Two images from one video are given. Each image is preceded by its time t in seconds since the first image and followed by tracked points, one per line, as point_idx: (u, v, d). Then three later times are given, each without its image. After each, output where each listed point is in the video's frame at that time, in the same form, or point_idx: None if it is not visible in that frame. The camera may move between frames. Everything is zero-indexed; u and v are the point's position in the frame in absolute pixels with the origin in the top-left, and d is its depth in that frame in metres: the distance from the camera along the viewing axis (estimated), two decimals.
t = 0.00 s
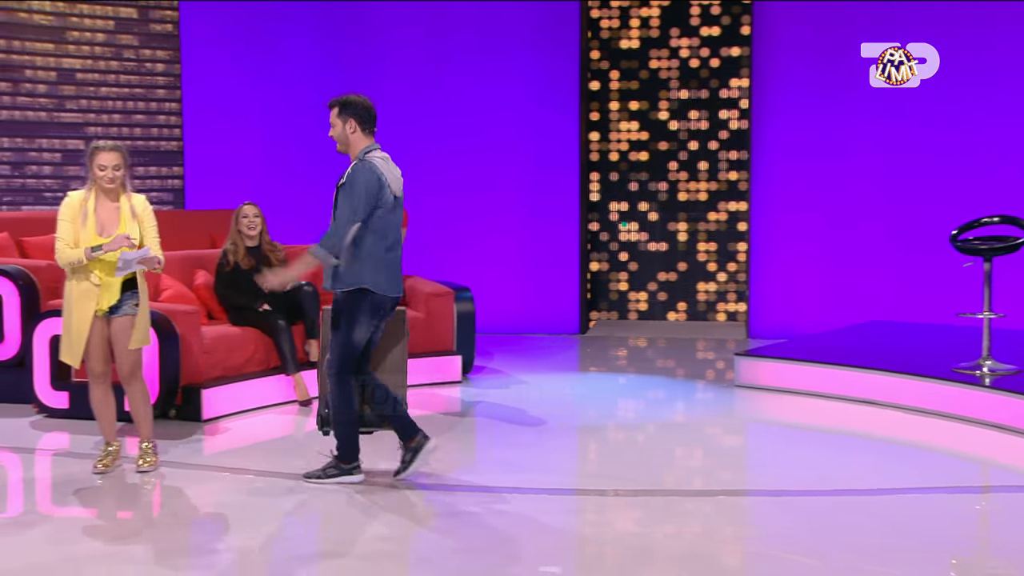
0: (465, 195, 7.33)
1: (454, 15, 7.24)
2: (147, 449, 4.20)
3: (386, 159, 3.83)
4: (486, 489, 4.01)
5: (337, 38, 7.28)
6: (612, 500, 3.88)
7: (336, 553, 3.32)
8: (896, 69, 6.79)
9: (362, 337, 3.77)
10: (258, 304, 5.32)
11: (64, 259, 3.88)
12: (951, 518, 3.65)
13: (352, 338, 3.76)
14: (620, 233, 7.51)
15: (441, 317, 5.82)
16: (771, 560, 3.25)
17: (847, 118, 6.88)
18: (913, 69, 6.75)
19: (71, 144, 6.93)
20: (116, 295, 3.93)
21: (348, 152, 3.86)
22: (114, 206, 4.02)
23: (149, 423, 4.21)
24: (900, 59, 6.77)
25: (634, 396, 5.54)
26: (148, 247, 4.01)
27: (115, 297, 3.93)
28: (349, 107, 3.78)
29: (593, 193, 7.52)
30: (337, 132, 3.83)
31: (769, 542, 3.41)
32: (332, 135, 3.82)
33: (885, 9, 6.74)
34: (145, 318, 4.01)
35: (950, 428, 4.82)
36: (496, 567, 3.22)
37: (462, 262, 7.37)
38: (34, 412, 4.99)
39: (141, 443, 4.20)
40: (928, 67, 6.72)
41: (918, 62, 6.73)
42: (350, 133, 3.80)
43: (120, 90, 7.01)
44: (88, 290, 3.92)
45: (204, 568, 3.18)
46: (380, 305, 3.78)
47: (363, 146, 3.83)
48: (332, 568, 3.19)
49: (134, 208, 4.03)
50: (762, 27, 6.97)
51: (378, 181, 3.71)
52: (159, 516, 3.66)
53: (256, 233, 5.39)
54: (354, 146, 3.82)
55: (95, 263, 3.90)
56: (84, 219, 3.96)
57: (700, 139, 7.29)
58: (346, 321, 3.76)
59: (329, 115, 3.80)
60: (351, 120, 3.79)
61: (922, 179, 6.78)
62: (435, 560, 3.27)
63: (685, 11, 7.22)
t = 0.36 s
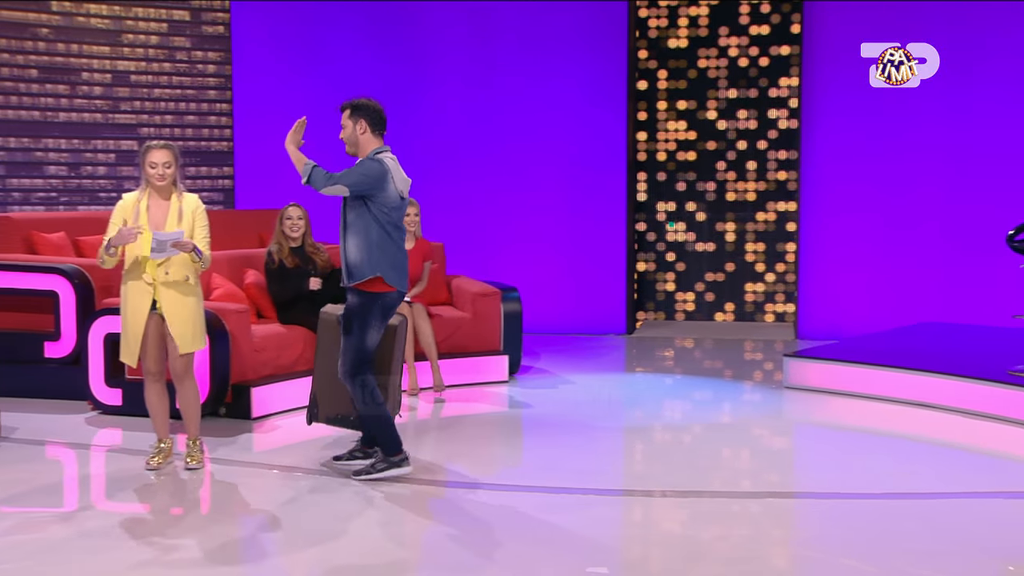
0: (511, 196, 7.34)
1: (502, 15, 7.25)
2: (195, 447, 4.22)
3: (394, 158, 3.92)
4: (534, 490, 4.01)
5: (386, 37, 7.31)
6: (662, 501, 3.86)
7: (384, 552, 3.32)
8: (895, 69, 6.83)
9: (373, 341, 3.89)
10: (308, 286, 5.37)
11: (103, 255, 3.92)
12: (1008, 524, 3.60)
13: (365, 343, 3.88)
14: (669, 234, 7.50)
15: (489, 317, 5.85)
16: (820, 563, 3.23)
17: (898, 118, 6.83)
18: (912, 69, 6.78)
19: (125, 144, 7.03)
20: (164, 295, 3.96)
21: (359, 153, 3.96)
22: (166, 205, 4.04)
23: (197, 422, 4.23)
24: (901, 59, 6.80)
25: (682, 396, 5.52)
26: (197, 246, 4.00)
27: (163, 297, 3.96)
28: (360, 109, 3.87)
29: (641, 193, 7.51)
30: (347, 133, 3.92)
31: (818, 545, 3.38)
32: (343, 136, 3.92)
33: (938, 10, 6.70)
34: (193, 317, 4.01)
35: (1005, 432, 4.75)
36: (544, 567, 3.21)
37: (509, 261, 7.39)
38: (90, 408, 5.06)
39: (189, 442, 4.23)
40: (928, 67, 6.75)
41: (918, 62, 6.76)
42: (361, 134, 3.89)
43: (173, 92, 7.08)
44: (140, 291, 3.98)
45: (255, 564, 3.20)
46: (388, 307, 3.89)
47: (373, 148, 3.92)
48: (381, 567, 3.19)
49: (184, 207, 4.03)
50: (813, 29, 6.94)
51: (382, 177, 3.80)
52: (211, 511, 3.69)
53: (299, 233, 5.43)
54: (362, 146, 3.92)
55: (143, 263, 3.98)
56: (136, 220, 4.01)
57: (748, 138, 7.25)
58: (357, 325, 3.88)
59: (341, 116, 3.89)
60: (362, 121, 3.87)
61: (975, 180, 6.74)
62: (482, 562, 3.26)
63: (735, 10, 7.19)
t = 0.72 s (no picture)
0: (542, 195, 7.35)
1: (536, 16, 7.26)
2: (229, 445, 4.21)
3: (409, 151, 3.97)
4: (565, 489, 3.97)
5: (420, 37, 7.32)
6: (695, 502, 3.84)
7: (413, 550, 3.30)
8: (895, 69, 6.83)
9: (400, 326, 3.96)
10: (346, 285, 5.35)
11: (161, 256, 3.98)
12: None
13: (393, 329, 3.94)
14: (701, 233, 7.48)
15: (521, 317, 5.85)
16: (853, 565, 3.21)
17: (936, 117, 6.80)
18: (912, 69, 6.80)
19: (161, 145, 7.08)
20: (204, 293, 3.99)
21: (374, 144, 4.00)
22: (204, 203, 4.07)
23: (232, 420, 4.24)
24: (900, 59, 6.81)
25: (715, 397, 5.50)
26: (235, 244, 4.04)
27: (203, 295, 3.99)
28: (375, 101, 3.91)
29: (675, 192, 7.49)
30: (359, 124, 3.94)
31: (851, 546, 3.36)
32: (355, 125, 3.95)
33: (979, 8, 6.66)
34: (232, 314, 4.04)
35: None
36: (575, 565, 3.20)
37: (540, 261, 7.40)
38: (126, 406, 5.11)
39: (224, 440, 4.23)
40: (928, 67, 6.78)
41: (917, 62, 6.79)
42: (375, 125, 3.93)
43: (208, 92, 7.09)
44: (180, 289, 4.00)
45: (289, 560, 3.21)
46: (407, 293, 3.97)
47: (389, 140, 3.96)
48: (414, 563, 3.19)
49: (222, 206, 4.07)
50: (848, 27, 6.85)
51: (406, 172, 3.87)
52: (245, 507, 3.70)
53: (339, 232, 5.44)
54: (377, 138, 3.95)
55: (184, 260, 3.99)
56: (174, 219, 4.04)
57: (783, 138, 7.25)
58: (384, 315, 3.92)
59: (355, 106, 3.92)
60: (377, 113, 3.91)
61: (1012, 180, 6.70)
62: (514, 560, 3.23)
63: (771, 8, 7.17)
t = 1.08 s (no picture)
0: (560, 195, 7.35)
1: (554, 16, 7.26)
2: (247, 444, 4.22)
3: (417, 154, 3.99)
4: (585, 489, 3.97)
5: (439, 37, 7.33)
6: (713, 502, 3.83)
7: (432, 548, 3.31)
8: (895, 69, 6.85)
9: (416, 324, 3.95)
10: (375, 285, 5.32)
11: (185, 256, 3.99)
12: None
13: (409, 327, 3.93)
14: (719, 233, 7.47)
15: (539, 317, 5.85)
16: (872, 566, 3.19)
17: (955, 117, 6.77)
18: (912, 69, 6.81)
19: (181, 145, 7.10)
20: (226, 291, 4.00)
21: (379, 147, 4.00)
22: (228, 202, 4.09)
23: (252, 418, 4.25)
24: (900, 59, 6.83)
25: (734, 397, 5.49)
26: (258, 243, 4.05)
27: (225, 293, 4.00)
28: (378, 103, 3.93)
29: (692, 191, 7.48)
30: (364, 128, 3.97)
31: (869, 548, 3.34)
32: (360, 129, 3.97)
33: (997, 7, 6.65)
34: (253, 313, 4.05)
35: None
36: (594, 564, 3.20)
37: (557, 261, 7.40)
38: (147, 405, 5.13)
39: (243, 438, 4.23)
40: (928, 67, 6.79)
41: (917, 62, 6.80)
42: (380, 129, 3.95)
43: (228, 92, 7.11)
44: (202, 287, 4.01)
45: (308, 558, 3.21)
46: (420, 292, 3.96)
47: (395, 143, 3.96)
48: (432, 562, 3.19)
49: (247, 205, 4.08)
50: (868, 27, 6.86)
51: (424, 184, 3.87)
52: (265, 506, 3.71)
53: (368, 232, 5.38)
54: (384, 141, 3.96)
55: (207, 259, 4.00)
56: (198, 217, 4.06)
57: (801, 138, 7.24)
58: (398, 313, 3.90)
59: (360, 110, 3.95)
60: (382, 116, 3.93)
61: None
62: (533, 561, 3.22)
63: (791, 8, 7.15)
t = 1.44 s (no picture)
0: (574, 194, 7.35)
1: (568, 16, 7.26)
2: (263, 443, 4.23)
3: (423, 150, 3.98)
4: (601, 489, 3.97)
5: (453, 37, 7.34)
6: (728, 502, 3.82)
7: (447, 548, 3.31)
8: (895, 69, 6.90)
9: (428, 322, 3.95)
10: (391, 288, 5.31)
11: (201, 255, 4.00)
12: None
13: (422, 325, 3.92)
14: (734, 233, 7.46)
15: (554, 317, 5.85)
16: (887, 567, 3.17)
17: (971, 116, 6.74)
18: (912, 69, 6.84)
19: (197, 144, 7.12)
20: (241, 292, 4.01)
21: (384, 146, 4.00)
22: (245, 201, 4.11)
23: (267, 417, 4.26)
24: (901, 59, 6.87)
25: (749, 397, 5.48)
26: (274, 244, 4.06)
27: (241, 293, 4.02)
28: (378, 103, 3.92)
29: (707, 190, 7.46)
30: (367, 129, 3.96)
31: (885, 548, 3.33)
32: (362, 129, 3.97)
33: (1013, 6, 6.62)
34: (269, 313, 4.06)
35: None
36: (608, 564, 3.20)
37: (571, 261, 7.40)
38: (163, 403, 5.15)
39: (259, 437, 4.24)
40: (928, 67, 6.80)
41: (917, 61, 6.82)
42: (383, 128, 3.94)
43: (243, 92, 7.14)
44: (218, 286, 4.03)
45: (324, 556, 3.21)
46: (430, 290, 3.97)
47: (399, 142, 3.96)
48: (449, 561, 3.19)
49: (264, 205, 4.10)
50: (885, 27, 6.88)
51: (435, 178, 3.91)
52: (280, 505, 3.72)
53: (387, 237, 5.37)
54: (387, 140, 3.96)
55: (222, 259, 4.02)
56: (215, 216, 4.08)
57: (817, 137, 7.22)
58: (411, 312, 3.89)
59: (361, 111, 3.95)
60: (383, 116, 3.93)
61: None
62: (548, 560, 3.22)
63: (806, 7, 7.13)
